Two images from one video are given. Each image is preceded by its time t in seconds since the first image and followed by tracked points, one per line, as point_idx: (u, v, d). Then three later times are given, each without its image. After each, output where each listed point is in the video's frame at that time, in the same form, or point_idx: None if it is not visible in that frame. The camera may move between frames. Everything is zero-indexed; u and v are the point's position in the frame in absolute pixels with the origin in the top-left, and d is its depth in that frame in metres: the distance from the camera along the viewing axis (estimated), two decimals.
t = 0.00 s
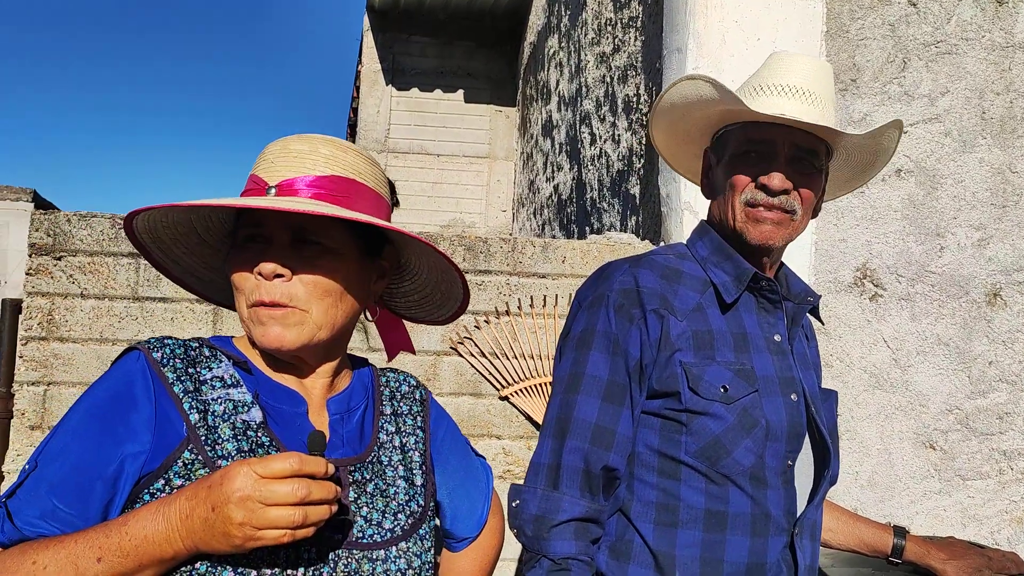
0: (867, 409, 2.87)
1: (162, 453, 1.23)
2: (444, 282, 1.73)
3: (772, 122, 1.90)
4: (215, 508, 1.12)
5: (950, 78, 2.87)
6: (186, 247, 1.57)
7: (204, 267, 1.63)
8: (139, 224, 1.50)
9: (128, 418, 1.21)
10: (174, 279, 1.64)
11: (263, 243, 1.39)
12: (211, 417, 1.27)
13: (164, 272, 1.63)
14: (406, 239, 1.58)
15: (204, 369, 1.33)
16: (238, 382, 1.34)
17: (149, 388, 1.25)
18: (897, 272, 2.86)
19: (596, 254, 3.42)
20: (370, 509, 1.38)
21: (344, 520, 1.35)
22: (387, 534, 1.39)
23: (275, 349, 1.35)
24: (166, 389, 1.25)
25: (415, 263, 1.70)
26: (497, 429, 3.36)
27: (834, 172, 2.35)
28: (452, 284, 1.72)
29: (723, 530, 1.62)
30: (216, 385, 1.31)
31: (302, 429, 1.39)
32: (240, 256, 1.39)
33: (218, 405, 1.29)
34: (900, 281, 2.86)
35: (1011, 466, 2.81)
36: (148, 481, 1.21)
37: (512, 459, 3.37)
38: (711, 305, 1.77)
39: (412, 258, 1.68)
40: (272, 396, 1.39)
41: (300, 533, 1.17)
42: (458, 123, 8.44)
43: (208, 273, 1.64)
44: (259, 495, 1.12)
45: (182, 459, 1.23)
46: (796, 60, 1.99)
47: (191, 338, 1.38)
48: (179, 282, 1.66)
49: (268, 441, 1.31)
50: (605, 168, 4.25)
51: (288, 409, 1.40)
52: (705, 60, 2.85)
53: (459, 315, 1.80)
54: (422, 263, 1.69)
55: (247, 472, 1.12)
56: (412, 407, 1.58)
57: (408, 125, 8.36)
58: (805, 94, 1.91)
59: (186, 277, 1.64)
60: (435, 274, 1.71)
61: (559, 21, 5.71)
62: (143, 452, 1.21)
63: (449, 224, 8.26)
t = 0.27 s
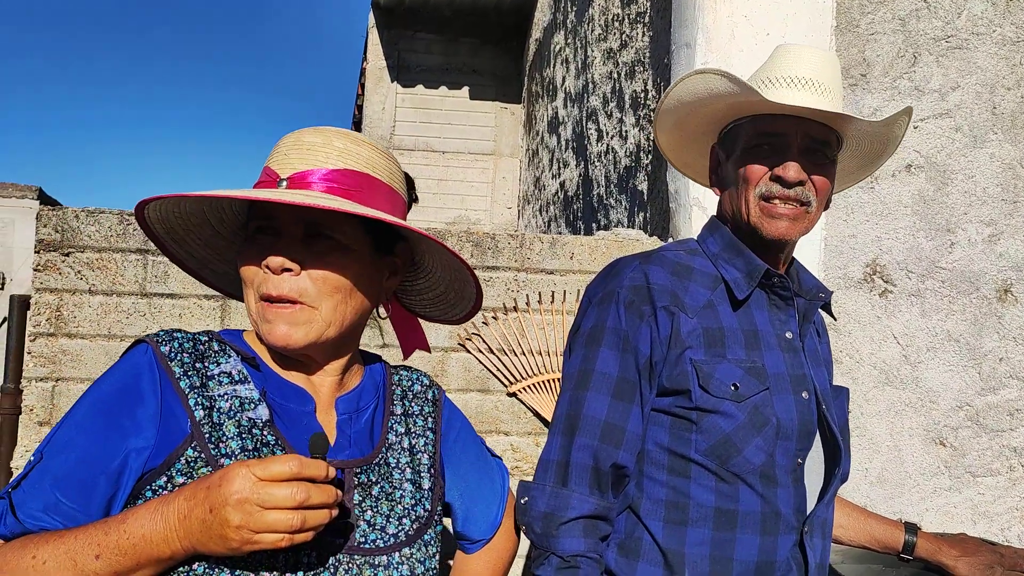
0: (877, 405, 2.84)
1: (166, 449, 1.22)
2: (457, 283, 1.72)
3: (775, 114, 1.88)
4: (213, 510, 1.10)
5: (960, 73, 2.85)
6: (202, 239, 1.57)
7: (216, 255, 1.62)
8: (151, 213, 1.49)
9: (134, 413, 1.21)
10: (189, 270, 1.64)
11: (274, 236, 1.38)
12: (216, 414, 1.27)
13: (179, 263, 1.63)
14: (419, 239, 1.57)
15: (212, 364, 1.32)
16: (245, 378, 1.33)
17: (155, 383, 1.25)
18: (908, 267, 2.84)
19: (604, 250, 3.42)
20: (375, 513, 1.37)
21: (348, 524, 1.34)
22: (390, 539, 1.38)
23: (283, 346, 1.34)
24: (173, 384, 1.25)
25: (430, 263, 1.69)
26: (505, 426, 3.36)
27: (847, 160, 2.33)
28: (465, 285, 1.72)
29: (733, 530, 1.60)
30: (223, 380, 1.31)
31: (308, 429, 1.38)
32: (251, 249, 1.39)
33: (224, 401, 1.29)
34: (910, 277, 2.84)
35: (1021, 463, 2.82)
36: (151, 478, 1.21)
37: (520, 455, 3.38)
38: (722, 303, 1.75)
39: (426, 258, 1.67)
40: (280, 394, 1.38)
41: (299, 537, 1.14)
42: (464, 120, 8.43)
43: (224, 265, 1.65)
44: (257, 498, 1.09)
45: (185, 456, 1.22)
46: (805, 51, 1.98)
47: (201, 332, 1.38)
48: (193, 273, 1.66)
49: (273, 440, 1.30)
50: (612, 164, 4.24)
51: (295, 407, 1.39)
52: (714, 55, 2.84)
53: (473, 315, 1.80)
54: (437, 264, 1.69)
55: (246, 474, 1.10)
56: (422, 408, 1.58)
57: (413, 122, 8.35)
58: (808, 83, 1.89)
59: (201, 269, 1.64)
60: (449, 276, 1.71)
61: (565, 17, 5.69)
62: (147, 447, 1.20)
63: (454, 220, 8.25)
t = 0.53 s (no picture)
0: (888, 401, 2.84)
1: (149, 455, 1.14)
2: (447, 268, 1.70)
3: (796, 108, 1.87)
4: (203, 517, 1.01)
5: (972, 67, 2.84)
6: (176, 232, 1.53)
7: (198, 248, 1.58)
8: (125, 204, 1.44)
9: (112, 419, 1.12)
10: (161, 266, 1.60)
11: (260, 221, 1.32)
12: (201, 416, 1.18)
13: (150, 259, 1.58)
14: (411, 219, 1.54)
15: (195, 365, 1.24)
16: (230, 377, 1.25)
17: (134, 385, 1.16)
18: (919, 263, 2.83)
19: (613, 246, 3.42)
20: (370, 509, 1.31)
21: (344, 524, 1.27)
22: (388, 536, 1.31)
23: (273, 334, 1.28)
24: (155, 386, 1.17)
25: (416, 248, 1.67)
26: (514, 421, 3.36)
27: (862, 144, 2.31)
28: (455, 270, 1.70)
29: (745, 526, 1.59)
30: (207, 381, 1.22)
31: (298, 426, 1.32)
32: (235, 235, 1.32)
33: (210, 402, 1.20)
34: (921, 272, 2.83)
35: None
36: (135, 486, 1.13)
37: (529, 451, 3.38)
38: (735, 298, 1.75)
39: (414, 241, 1.64)
40: (268, 391, 1.32)
41: (296, 542, 1.05)
42: (470, 117, 8.41)
43: (198, 261, 1.60)
44: (249, 501, 1.00)
45: (171, 461, 1.14)
46: (820, 44, 1.97)
47: (181, 331, 1.30)
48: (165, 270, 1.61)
49: (262, 439, 1.22)
50: (620, 159, 4.23)
51: (284, 404, 1.32)
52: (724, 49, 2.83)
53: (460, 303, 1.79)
54: (424, 247, 1.66)
55: (236, 477, 1.01)
56: (415, 399, 1.52)
57: (419, 118, 8.35)
58: (828, 77, 1.89)
59: (174, 265, 1.60)
60: (438, 260, 1.68)
61: (571, 13, 5.69)
62: (129, 455, 1.12)
63: (460, 217, 8.25)
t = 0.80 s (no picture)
0: (897, 397, 2.88)
1: (126, 459, 1.10)
2: (422, 243, 1.69)
3: (817, 103, 1.87)
4: (190, 513, 0.99)
5: (984, 61, 2.78)
6: (125, 224, 1.46)
7: (155, 241, 1.52)
8: (80, 195, 1.37)
9: (82, 423, 1.09)
10: (105, 261, 1.52)
11: (239, 207, 1.29)
12: (178, 413, 1.16)
13: (94, 254, 1.50)
14: (398, 192, 1.53)
15: (166, 362, 1.21)
16: (204, 373, 1.22)
17: (104, 387, 1.12)
18: (930, 258, 2.83)
19: (623, 241, 3.43)
20: (364, 496, 1.30)
21: (338, 513, 1.26)
22: (385, 522, 1.31)
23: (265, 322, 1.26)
24: (125, 386, 1.13)
25: (390, 221, 1.65)
26: (523, 417, 3.37)
27: (877, 138, 2.34)
28: (431, 246, 1.70)
29: (758, 523, 1.59)
30: (181, 377, 1.20)
31: (280, 417, 1.29)
32: (212, 224, 1.28)
33: (185, 399, 1.17)
34: (932, 267, 2.83)
35: None
36: (114, 491, 1.09)
37: (538, 446, 3.38)
38: (750, 294, 1.74)
39: (388, 213, 1.62)
40: (245, 384, 1.29)
41: (290, 530, 1.04)
42: (477, 112, 8.42)
43: (146, 254, 1.54)
44: (238, 492, 0.99)
45: (151, 462, 1.10)
46: (831, 37, 1.96)
47: (148, 330, 1.27)
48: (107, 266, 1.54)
49: (244, 432, 1.19)
50: (628, 155, 4.22)
51: (264, 396, 1.30)
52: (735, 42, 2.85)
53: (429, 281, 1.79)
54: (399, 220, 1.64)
55: (222, 469, 0.99)
56: (395, 384, 1.52)
57: (426, 113, 8.35)
58: (841, 70, 1.89)
59: (118, 259, 1.53)
60: (415, 234, 1.67)
61: (579, 7, 5.67)
62: (104, 459, 1.08)
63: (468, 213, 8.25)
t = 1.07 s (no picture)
0: (907, 394, 2.87)
1: (108, 468, 1.08)
2: (392, 222, 1.72)
3: (838, 103, 1.86)
4: (193, 515, 0.98)
5: (995, 56, 2.76)
6: (75, 222, 1.41)
7: (111, 241, 1.47)
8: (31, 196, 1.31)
9: (56, 434, 1.06)
10: (52, 260, 1.46)
11: (210, 200, 1.27)
12: (159, 416, 1.14)
13: (40, 253, 1.44)
14: (375, 170, 1.55)
15: (137, 364, 1.18)
16: (180, 373, 1.21)
17: (75, 396, 1.09)
18: (940, 253, 2.82)
19: (631, 236, 3.43)
20: (361, 492, 1.32)
21: (336, 508, 1.28)
22: (384, 518, 1.33)
23: (246, 319, 1.26)
24: (98, 393, 1.10)
25: (358, 203, 1.66)
26: (532, 413, 3.37)
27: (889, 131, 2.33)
28: (402, 224, 1.73)
29: (771, 520, 1.59)
30: (156, 379, 1.18)
31: (264, 413, 1.29)
32: (183, 219, 1.26)
33: (164, 402, 1.16)
34: (942, 263, 2.82)
35: None
36: (99, 502, 1.07)
37: (547, 442, 3.38)
38: (763, 290, 1.74)
39: (359, 193, 1.63)
40: (224, 382, 1.28)
41: (298, 523, 1.04)
42: (483, 108, 8.41)
43: (96, 252, 1.48)
44: (242, 488, 0.98)
45: (136, 470, 1.08)
46: (842, 31, 1.95)
47: (112, 332, 1.23)
48: (53, 265, 1.48)
49: (230, 432, 1.19)
50: (635, 150, 4.22)
51: (245, 394, 1.29)
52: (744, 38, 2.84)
53: (396, 261, 1.82)
54: (371, 201, 1.66)
55: (222, 465, 0.98)
56: (374, 377, 1.57)
57: (432, 109, 8.35)
58: (853, 67, 1.88)
59: (67, 257, 1.47)
60: (385, 213, 1.69)
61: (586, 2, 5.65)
62: (83, 470, 1.06)
63: (474, 208, 8.25)
